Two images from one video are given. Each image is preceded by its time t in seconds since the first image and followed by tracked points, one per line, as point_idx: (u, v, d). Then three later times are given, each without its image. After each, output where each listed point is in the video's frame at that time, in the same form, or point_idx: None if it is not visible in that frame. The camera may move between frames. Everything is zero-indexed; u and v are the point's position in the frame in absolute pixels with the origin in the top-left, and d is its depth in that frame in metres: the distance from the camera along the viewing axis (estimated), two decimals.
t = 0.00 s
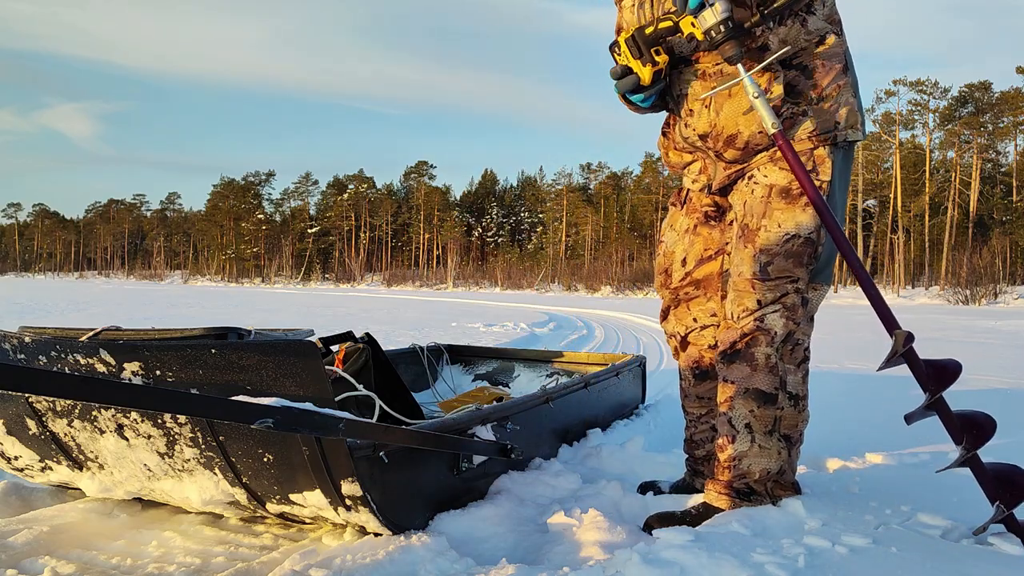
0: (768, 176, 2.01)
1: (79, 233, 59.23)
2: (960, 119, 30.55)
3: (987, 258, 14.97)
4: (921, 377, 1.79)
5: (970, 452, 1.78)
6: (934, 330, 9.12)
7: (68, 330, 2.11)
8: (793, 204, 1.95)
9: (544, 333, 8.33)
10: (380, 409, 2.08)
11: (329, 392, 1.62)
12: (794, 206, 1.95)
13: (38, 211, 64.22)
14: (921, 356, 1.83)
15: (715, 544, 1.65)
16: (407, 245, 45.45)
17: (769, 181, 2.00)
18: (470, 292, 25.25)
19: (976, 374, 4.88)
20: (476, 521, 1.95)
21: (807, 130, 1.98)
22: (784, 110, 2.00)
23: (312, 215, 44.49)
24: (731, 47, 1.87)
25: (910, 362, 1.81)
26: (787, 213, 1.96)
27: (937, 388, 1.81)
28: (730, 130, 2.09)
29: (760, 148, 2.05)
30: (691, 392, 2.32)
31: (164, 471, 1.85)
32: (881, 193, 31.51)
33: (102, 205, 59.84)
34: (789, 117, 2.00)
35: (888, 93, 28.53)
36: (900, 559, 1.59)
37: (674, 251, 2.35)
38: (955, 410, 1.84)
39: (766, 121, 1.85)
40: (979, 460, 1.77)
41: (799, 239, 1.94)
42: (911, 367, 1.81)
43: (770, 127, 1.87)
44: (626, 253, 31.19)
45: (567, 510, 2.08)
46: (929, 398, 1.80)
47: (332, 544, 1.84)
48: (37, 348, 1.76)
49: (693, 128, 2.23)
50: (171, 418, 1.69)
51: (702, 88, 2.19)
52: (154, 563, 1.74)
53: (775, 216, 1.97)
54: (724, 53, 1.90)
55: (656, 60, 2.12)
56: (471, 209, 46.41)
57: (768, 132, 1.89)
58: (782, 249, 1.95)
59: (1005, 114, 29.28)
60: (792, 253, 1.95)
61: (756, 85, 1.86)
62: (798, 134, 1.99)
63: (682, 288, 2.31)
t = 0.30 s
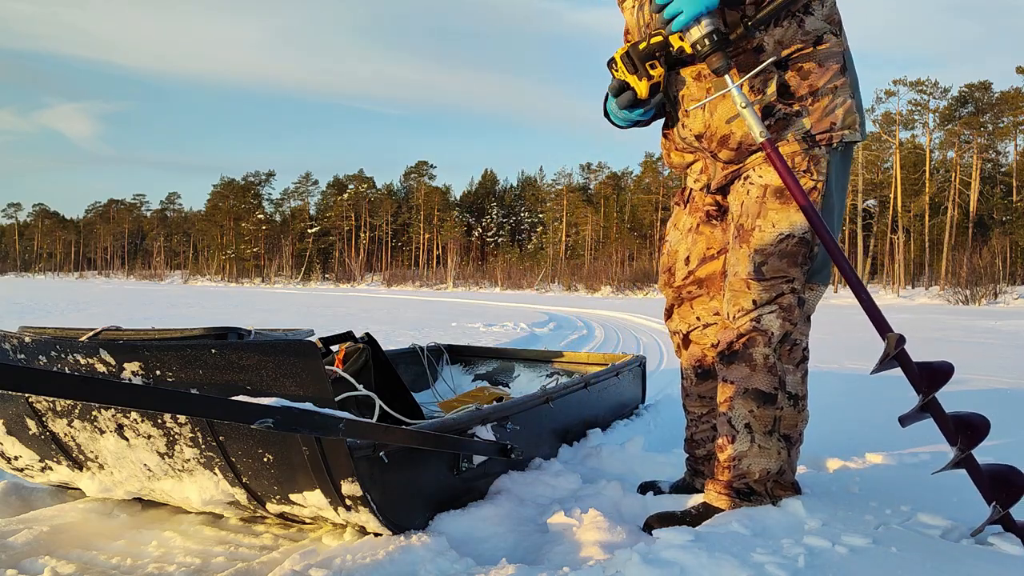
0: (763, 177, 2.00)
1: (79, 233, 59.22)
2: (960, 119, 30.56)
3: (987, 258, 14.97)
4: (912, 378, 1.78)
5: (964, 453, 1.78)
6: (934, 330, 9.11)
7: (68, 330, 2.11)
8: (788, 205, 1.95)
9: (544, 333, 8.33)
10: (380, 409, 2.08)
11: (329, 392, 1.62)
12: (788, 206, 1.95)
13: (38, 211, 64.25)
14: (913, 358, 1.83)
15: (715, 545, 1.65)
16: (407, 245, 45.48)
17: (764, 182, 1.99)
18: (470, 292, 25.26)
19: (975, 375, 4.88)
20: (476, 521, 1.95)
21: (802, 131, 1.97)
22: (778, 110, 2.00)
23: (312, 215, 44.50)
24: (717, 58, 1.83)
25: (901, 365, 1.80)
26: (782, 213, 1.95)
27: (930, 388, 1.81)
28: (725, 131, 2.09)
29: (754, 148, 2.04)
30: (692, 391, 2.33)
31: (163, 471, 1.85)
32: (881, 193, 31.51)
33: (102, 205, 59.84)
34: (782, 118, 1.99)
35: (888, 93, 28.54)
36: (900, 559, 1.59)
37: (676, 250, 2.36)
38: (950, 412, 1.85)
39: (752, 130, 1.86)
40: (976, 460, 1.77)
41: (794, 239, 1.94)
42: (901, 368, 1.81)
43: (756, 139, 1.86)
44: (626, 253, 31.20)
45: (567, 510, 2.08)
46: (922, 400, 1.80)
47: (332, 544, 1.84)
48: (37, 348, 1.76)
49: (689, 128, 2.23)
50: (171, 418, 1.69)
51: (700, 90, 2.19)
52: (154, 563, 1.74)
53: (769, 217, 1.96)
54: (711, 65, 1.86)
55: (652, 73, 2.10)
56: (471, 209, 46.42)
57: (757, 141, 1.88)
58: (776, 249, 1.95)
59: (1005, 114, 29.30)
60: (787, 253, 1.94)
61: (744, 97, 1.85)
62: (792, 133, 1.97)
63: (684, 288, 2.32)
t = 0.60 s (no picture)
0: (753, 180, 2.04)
1: (79, 233, 59.18)
2: (960, 119, 30.55)
3: (987, 258, 14.97)
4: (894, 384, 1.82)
5: (950, 458, 1.84)
6: (933, 330, 9.12)
7: (68, 330, 2.11)
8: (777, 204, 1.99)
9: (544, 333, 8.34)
10: (380, 409, 2.08)
11: (329, 392, 1.62)
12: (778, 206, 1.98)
13: (37, 211, 64.20)
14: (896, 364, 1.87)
15: (715, 545, 1.65)
16: (407, 245, 45.49)
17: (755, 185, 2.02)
18: (470, 292, 25.26)
19: (974, 374, 4.88)
20: (476, 521, 1.95)
21: (789, 135, 1.98)
22: (762, 114, 2.03)
23: (312, 215, 44.47)
24: (682, 84, 2.00)
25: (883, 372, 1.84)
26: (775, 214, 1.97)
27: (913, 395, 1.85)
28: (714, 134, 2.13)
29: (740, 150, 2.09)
30: (688, 390, 2.32)
31: (163, 471, 1.85)
32: (882, 193, 31.52)
33: (102, 205, 59.83)
34: (768, 123, 2.02)
35: (888, 93, 28.51)
36: (901, 560, 1.59)
37: (668, 247, 2.35)
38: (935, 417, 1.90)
39: (722, 151, 1.95)
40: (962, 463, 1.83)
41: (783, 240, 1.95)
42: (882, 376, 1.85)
43: (725, 158, 1.97)
44: (626, 253, 31.19)
45: (567, 510, 2.08)
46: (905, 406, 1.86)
47: (332, 543, 1.84)
48: (37, 348, 1.76)
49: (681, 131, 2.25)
50: (171, 418, 1.69)
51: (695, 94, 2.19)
52: (154, 563, 1.74)
53: (760, 219, 1.98)
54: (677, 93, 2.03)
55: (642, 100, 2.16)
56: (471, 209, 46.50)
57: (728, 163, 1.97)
58: (766, 249, 1.96)
59: (1005, 114, 29.30)
60: (777, 254, 1.95)
61: (710, 123, 1.99)
62: (779, 138, 2.00)
63: (677, 285, 2.32)
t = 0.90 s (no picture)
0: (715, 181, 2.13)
1: (79, 233, 59.17)
2: (960, 119, 30.53)
3: (987, 258, 14.96)
4: (874, 392, 1.88)
5: (936, 459, 1.86)
6: (933, 330, 9.11)
7: (68, 330, 2.11)
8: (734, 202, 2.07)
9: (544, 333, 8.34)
10: (379, 409, 2.08)
11: (329, 392, 1.62)
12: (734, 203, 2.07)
13: (37, 210, 64.20)
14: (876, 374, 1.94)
15: (715, 545, 1.65)
16: (407, 245, 45.49)
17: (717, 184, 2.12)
18: (470, 292, 25.25)
19: (974, 375, 4.88)
20: (476, 521, 1.95)
21: (748, 141, 2.05)
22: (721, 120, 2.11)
23: (312, 215, 44.46)
24: (657, 123, 2.04)
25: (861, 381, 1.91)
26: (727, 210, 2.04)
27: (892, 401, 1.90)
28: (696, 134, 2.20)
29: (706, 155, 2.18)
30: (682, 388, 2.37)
31: (163, 471, 1.85)
32: (882, 193, 31.50)
33: (102, 205, 59.81)
34: (727, 129, 2.10)
35: (888, 94, 28.52)
36: (900, 559, 1.59)
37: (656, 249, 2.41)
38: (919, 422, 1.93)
39: (697, 180, 1.99)
40: (950, 466, 1.85)
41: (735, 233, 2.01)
42: (865, 387, 1.92)
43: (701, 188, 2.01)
44: (626, 253, 31.19)
45: (567, 510, 2.08)
46: (888, 411, 1.90)
47: (332, 544, 1.84)
48: (37, 348, 1.76)
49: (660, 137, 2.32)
50: (171, 418, 1.69)
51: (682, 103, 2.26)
52: (154, 563, 1.74)
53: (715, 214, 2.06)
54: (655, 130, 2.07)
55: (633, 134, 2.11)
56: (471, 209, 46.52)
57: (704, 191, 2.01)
58: (719, 243, 2.03)
59: (1005, 114, 29.29)
60: (729, 246, 2.01)
61: (687, 158, 2.00)
62: (739, 144, 2.08)
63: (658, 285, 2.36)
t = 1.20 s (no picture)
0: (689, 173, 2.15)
1: (79, 233, 59.19)
2: (960, 119, 30.55)
3: (987, 258, 14.96)
4: (870, 396, 1.90)
5: (931, 458, 1.88)
6: (934, 330, 9.11)
7: (68, 330, 2.11)
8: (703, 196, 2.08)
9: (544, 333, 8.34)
10: (379, 409, 2.08)
11: (329, 392, 1.62)
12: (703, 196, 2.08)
13: (37, 211, 64.23)
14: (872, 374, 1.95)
15: (715, 545, 1.65)
16: (407, 245, 45.51)
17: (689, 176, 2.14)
18: (470, 292, 25.25)
19: (973, 375, 4.88)
20: (476, 521, 1.95)
21: (729, 141, 2.07)
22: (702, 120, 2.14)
23: (312, 215, 44.46)
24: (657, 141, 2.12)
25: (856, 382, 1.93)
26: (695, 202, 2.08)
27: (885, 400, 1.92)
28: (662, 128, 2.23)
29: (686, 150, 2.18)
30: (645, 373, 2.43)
31: (163, 471, 1.85)
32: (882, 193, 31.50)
33: (102, 205, 59.80)
34: (710, 128, 2.12)
35: (888, 93, 28.53)
36: (900, 559, 1.59)
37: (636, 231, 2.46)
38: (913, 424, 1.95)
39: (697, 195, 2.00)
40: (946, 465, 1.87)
41: (698, 227, 2.05)
42: (861, 391, 1.93)
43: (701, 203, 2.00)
44: (626, 253, 31.19)
45: (567, 510, 2.08)
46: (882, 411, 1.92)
47: (332, 544, 1.84)
48: (37, 348, 1.76)
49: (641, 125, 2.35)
50: (171, 418, 1.69)
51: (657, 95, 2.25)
52: (154, 563, 1.74)
53: (683, 205, 2.11)
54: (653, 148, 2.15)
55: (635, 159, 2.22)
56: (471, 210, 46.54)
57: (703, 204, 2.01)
58: (682, 234, 2.07)
59: (1005, 114, 29.30)
60: (689, 239, 2.05)
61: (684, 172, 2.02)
62: (720, 141, 2.10)
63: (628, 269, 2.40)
